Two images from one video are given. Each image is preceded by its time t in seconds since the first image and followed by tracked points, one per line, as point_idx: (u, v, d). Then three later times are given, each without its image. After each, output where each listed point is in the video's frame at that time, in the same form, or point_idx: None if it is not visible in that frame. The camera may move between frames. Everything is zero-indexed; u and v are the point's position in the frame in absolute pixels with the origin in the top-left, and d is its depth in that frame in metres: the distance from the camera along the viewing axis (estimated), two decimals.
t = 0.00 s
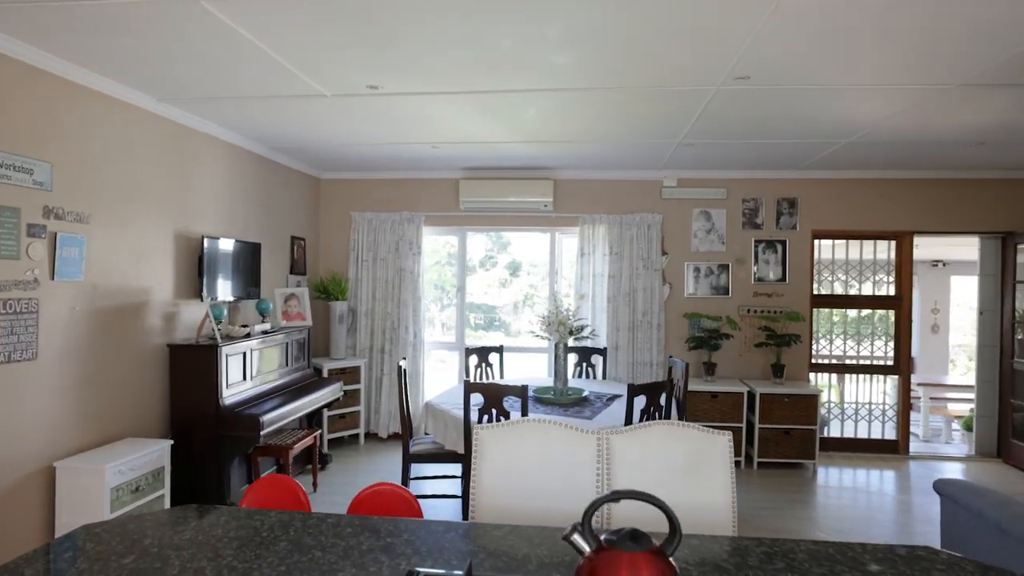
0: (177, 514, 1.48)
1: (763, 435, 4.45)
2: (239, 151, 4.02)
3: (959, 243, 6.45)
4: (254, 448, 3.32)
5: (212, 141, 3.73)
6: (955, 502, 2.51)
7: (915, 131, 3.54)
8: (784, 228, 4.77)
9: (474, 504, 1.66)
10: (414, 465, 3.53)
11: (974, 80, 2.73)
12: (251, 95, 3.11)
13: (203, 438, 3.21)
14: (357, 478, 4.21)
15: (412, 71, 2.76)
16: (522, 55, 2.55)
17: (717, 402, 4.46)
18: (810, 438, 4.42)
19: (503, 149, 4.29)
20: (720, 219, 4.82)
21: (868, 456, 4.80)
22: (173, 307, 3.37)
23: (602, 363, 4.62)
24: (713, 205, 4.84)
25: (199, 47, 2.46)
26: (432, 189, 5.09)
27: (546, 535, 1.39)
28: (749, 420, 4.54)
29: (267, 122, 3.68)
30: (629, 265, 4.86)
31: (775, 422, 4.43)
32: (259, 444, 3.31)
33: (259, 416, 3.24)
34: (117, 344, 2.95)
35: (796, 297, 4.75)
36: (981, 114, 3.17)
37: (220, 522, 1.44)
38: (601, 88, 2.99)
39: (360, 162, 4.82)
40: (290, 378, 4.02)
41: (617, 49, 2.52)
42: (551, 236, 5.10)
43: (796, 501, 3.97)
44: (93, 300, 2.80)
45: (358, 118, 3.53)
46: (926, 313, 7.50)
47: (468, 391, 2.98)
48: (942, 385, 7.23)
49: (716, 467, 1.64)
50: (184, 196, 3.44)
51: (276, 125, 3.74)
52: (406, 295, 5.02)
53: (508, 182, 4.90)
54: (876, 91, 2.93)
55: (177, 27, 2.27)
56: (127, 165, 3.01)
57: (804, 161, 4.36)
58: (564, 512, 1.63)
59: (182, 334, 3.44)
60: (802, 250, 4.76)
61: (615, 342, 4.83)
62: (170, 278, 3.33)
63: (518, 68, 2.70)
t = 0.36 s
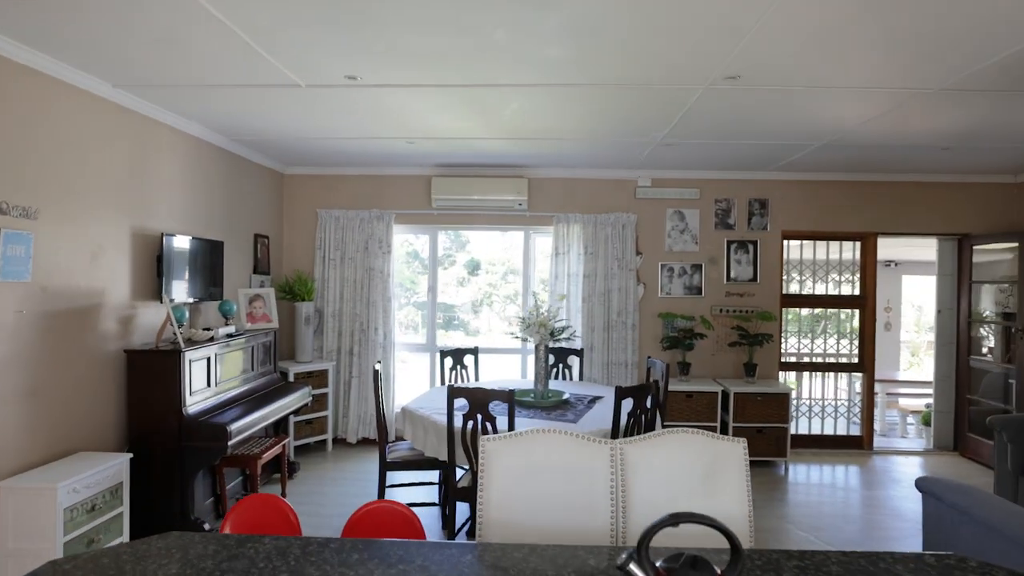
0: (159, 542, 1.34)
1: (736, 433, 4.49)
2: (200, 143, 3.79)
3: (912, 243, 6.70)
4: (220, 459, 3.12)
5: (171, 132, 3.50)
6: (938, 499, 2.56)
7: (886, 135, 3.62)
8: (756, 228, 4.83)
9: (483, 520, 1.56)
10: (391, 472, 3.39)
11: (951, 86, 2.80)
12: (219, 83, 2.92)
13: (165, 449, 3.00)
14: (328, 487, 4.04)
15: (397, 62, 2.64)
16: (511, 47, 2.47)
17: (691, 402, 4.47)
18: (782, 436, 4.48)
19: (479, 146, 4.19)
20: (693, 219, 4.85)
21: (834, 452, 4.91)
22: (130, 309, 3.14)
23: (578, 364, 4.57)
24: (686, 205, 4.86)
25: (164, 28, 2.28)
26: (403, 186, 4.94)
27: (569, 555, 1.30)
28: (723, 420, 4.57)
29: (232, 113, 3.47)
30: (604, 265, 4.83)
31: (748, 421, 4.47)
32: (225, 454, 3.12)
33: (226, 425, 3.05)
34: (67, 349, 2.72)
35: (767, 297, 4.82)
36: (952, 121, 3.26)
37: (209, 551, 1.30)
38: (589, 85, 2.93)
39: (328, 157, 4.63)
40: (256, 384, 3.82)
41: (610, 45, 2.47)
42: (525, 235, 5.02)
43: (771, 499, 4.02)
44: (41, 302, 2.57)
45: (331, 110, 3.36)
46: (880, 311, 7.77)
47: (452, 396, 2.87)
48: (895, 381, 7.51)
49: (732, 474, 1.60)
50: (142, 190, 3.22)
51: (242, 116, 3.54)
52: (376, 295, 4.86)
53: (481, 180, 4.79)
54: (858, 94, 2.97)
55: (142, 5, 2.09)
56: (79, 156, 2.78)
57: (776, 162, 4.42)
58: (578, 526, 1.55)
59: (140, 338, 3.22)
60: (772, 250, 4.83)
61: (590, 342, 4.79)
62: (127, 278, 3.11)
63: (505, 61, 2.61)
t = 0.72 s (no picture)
0: (176, 559, 1.25)
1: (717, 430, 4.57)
2: (173, 134, 3.61)
3: (873, 243, 6.95)
4: (200, 467, 2.99)
5: (144, 123, 3.33)
6: (927, 490, 2.65)
7: (865, 138, 3.73)
8: (734, 227, 4.92)
9: (511, 525, 1.52)
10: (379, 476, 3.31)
11: (935, 90, 2.90)
12: (203, 73, 2.79)
13: (143, 456, 2.85)
14: (309, 491, 3.91)
15: (396, 54, 2.57)
16: (513, 40, 2.43)
17: (674, 399, 4.52)
18: (761, 431, 4.57)
19: (465, 143, 4.13)
20: (673, 218, 4.90)
21: (808, 446, 5.05)
22: (103, 309, 2.97)
23: (562, 363, 4.56)
24: (667, 205, 4.91)
25: (151, 10, 2.15)
26: (382, 183, 4.83)
27: (613, 560, 1.29)
28: (703, 417, 4.64)
29: (210, 104, 3.32)
30: (586, 264, 4.83)
31: (729, 417, 4.54)
32: (208, 462, 2.99)
33: (210, 431, 2.92)
34: (37, 352, 2.55)
35: (745, 295, 4.91)
36: (929, 125, 3.39)
37: (236, 568, 1.22)
38: (586, 82, 2.92)
39: (306, 153, 4.49)
40: (234, 387, 3.67)
41: (615, 42, 2.46)
42: (506, 234, 4.98)
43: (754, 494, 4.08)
44: (9, 302, 2.40)
45: (317, 103, 3.25)
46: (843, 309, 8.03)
47: (448, 397, 2.81)
48: (856, 377, 7.79)
49: (758, 473, 1.59)
50: (114, 184, 3.05)
51: (222, 108, 3.39)
52: (355, 295, 4.74)
53: (463, 178, 4.73)
54: (846, 98, 3.04)
55: None
56: (49, 146, 2.62)
57: (756, 163, 4.50)
58: (607, 529, 1.52)
59: (112, 340, 3.05)
60: (750, 250, 4.92)
61: (572, 341, 4.79)
62: (99, 276, 2.94)
63: (505, 54, 2.57)
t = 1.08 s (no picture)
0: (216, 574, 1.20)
1: (708, 428, 4.62)
2: (162, 130, 3.50)
3: (850, 243, 7.12)
4: (196, 474, 2.91)
5: (134, 117, 3.21)
6: (929, 487, 2.71)
7: (857, 141, 3.81)
8: (723, 228, 4.98)
9: (550, 528, 1.50)
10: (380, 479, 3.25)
11: (931, 95, 2.97)
12: (202, 67, 2.71)
13: (138, 463, 2.77)
14: (303, 496, 3.83)
15: (406, 51, 2.53)
16: (526, 39, 2.41)
17: (666, 398, 4.56)
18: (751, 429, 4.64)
19: (461, 141, 4.10)
20: (664, 218, 4.94)
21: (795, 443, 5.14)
22: (93, 312, 2.87)
23: (556, 364, 4.55)
24: (658, 206, 4.94)
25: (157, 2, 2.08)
26: (373, 182, 4.76)
27: (662, 564, 1.28)
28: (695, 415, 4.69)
29: (204, 100, 3.23)
30: (578, 264, 4.84)
31: (720, 416, 4.60)
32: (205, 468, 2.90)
33: (207, 436, 2.84)
34: (27, 356, 2.44)
35: (734, 295, 4.97)
36: (921, 130, 3.47)
37: None
38: (593, 83, 2.92)
39: (295, 151, 4.40)
40: (226, 390, 3.58)
41: (628, 43, 2.46)
42: (497, 233, 4.96)
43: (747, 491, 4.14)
44: None
45: (315, 99, 3.18)
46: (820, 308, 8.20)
47: (456, 399, 2.78)
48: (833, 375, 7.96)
49: (791, 474, 1.61)
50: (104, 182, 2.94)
51: (215, 104, 3.30)
52: (345, 295, 4.65)
53: (456, 177, 4.69)
54: (845, 102, 3.10)
55: None
56: (39, 141, 2.50)
57: (747, 164, 4.56)
58: (645, 531, 1.52)
59: (103, 344, 2.94)
60: (738, 250, 4.99)
61: (565, 341, 4.79)
62: (89, 278, 2.83)
63: (516, 53, 2.55)
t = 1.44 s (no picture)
0: None
1: (699, 426, 4.64)
2: (145, 123, 3.37)
3: (830, 242, 7.24)
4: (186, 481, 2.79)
5: (116, 109, 3.08)
6: (927, 482, 2.74)
7: (848, 142, 3.85)
8: (713, 227, 5.00)
9: (577, 535, 1.47)
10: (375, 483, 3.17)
11: (928, 96, 3.01)
12: (194, 57, 2.60)
13: (125, 471, 2.65)
14: (292, 501, 3.73)
15: (411, 43, 2.46)
16: (534, 33, 2.37)
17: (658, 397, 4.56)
18: (741, 427, 4.66)
19: (454, 138, 4.03)
20: (654, 217, 4.94)
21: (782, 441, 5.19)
22: (75, 312, 2.74)
23: (548, 364, 4.51)
24: (648, 204, 4.94)
25: None
26: (361, 178, 4.66)
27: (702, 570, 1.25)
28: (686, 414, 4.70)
29: (193, 93, 3.11)
30: (569, 263, 4.81)
31: (711, 414, 4.62)
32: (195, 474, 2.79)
33: (198, 441, 2.73)
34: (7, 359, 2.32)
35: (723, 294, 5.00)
36: (912, 130, 3.52)
37: None
38: (596, 79, 2.89)
39: (282, 146, 4.28)
40: (212, 393, 3.46)
41: (637, 39, 2.43)
42: (487, 232, 4.90)
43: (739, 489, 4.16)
44: None
45: (308, 92, 3.09)
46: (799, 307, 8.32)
47: (457, 401, 2.72)
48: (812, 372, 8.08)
49: (815, 474, 1.60)
50: (87, 175, 2.81)
51: (204, 96, 3.18)
52: (332, 294, 4.55)
53: (446, 174, 4.61)
54: (842, 102, 3.12)
55: None
56: (19, 133, 2.37)
57: (737, 163, 4.58)
58: (673, 535, 1.49)
59: (84, 345, 2.82)
60: (727, 249, 5.02)
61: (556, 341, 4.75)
62: (71, 276, 2.71)
63: (522, 47, 2.50)
